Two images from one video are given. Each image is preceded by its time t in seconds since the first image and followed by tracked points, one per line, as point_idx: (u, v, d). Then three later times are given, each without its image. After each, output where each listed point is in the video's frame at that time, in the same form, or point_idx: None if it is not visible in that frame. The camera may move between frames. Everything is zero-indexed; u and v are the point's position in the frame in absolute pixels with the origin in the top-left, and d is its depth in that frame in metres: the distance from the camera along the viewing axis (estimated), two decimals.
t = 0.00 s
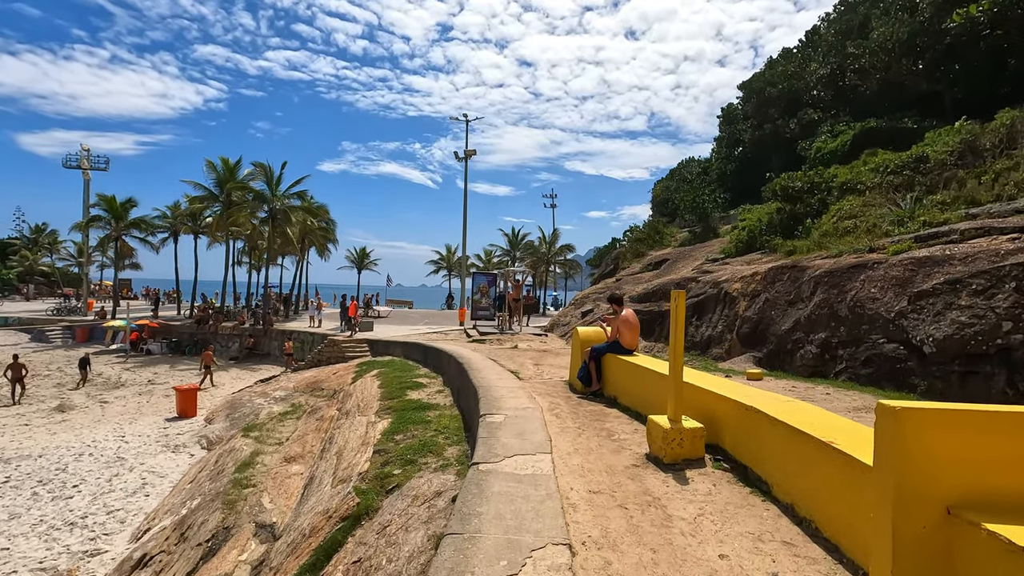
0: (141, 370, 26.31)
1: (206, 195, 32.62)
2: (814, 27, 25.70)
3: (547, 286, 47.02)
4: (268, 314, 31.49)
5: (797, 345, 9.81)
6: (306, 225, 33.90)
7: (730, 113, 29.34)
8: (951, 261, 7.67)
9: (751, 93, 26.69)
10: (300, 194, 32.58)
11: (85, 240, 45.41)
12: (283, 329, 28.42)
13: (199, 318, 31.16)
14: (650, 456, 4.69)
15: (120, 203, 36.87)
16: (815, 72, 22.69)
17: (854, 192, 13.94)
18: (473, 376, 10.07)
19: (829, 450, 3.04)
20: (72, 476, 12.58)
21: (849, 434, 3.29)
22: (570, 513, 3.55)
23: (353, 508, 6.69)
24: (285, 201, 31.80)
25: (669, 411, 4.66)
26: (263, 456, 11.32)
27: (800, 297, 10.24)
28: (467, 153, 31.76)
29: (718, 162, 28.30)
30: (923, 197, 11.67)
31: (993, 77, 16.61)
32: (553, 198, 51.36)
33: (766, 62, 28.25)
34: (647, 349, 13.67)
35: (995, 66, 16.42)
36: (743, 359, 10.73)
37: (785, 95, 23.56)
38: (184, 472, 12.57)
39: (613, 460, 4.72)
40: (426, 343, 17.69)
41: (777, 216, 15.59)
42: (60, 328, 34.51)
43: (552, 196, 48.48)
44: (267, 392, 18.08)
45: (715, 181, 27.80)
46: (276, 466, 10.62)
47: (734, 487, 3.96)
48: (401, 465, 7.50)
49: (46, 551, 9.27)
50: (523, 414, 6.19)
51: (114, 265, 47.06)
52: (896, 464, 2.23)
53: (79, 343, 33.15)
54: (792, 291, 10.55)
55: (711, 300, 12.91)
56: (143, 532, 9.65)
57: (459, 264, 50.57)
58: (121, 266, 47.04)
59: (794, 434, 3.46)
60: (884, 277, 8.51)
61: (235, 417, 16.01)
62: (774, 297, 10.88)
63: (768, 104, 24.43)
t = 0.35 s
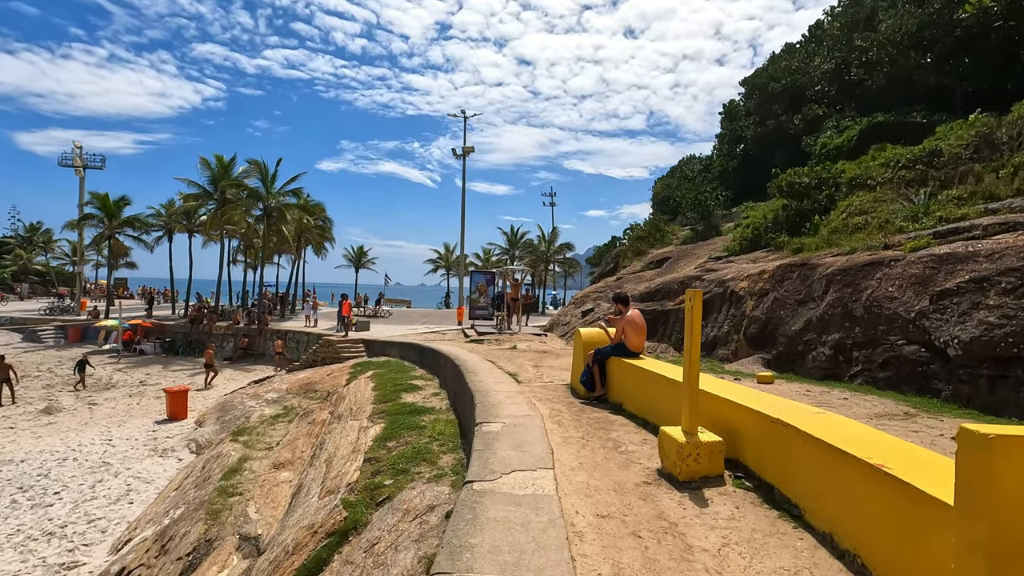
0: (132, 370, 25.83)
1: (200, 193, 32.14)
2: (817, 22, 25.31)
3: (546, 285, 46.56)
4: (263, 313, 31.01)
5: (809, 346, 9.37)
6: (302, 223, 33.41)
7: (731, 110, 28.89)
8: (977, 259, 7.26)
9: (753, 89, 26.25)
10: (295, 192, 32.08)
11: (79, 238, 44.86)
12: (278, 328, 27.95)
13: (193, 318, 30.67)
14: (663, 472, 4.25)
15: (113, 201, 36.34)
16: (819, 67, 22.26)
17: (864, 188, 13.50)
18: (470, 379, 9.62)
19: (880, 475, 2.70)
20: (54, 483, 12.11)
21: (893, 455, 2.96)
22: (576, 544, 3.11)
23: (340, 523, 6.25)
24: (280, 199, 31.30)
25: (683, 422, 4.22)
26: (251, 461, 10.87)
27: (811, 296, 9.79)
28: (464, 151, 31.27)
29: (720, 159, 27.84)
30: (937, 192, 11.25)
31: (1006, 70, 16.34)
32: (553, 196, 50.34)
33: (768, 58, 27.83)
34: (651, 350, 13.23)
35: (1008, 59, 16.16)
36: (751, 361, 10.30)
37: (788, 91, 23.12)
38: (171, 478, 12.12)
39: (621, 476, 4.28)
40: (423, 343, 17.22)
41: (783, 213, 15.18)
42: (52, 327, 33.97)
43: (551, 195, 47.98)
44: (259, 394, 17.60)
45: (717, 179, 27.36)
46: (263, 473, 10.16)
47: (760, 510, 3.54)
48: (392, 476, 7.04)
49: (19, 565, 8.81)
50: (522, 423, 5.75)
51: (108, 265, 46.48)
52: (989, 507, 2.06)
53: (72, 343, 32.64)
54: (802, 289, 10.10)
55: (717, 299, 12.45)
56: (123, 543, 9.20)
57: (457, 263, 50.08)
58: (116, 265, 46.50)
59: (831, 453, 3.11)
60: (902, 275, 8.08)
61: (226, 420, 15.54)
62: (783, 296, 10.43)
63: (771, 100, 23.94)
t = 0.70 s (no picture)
0: (126, 370, 25.42)
1: (196, 189, 31.70)
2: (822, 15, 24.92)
3: (546, 283, 46.18)
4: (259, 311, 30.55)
5: (823, 347, 8.93)
6: (299, 220, 32.97)
7: (734, 105, 28.43)
8: (1008, 255, 6.84)
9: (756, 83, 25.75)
10: (292, 188, 31.63)
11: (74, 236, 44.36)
12: (274, 327, 27.51)
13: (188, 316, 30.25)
14: (680, 493, 3.80)
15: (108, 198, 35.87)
16: (825, 60, 21.79)
17: (876, 182, 13.06)
18: (467, 381, 9.17)
19: (954, 514, 2.30)
20: (37, 488, 11.69)
21: (959, 486, 2.56)
22: None
23: (326, 540, 5.80)
24: (276, 195, 30.82)
25: (703, 438, 3.77)
26: (240, 467, 10.45)
27: (825, 294, 9.34)
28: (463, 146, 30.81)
29: (722, 154, 27.34)
30: (954, 185, 10.81)
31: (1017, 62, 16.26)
32: (553, 194, 50.51)
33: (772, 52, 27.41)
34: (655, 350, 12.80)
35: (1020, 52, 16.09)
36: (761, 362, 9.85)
37: (793, 85, 22.65)
38: (158, 483, 11.69)
39: (632, 497, 3.83)
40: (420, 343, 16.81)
41: (791, 209, 14.70)
42: (45, 326, 33.52)
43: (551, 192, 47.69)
44: (253, 394, 17.17)
45: (720, 175, 26.86)
46: (252, 480, 9.73)
47: (795, 541, 3.11)
48: (383, 487, 6.60)
49: None
50: (523, 432, 5.30)
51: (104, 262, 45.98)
52: None
53: (66, 342, 32.23)
54: (814, 287, 9.65)
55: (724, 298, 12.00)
56: (104, 555, 8.77)
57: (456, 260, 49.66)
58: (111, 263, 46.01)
59: (884, 481, 2.70)
60: (926, 272, 7.64)
61: (217, 421, 15.12)
62: (795, 294, 9.96)
63: (775, 94, 23.42)
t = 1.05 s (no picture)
0: (117, 369, 24.97)
1: (189, 186, 31.23)
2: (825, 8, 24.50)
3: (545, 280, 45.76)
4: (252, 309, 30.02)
5: (835, 347, 8.50)
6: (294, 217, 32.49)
7: (736, 100, 28.01)
8: None
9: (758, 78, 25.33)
10: (286, 184, 31.16)
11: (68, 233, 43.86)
12: (268, 326, 27.05)
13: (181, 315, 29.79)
14: (693, 514, 3.37)
15: (101, 194, 35.37)
16: (828, 53, 21.36)
17: (886, 176, 12.62)
18: (461, 383, 8.72)
19: None
20: (15, 493, 11.25)
21: None
22: None
23: (305, 556, 5.37)
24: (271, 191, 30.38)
25: (719, 452, 3.34)
26: (225, 471, 10.01)
27: (836, 291, 8.89)
28: (461, 142, 30.35)
29: (724, 151, 26.90)
30: (969, 178, 10.41)
31: None
32: (553, 191, 50.12)
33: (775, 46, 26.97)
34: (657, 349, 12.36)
35: None
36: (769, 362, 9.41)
37: (797, 79, 22.22)
38: (142, 488, 11.25)
39: (639, 518, 3.40)
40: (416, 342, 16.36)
41: (797, 203, 14.19)
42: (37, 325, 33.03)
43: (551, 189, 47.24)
44: (244, 395, 16.72)
45: (721, 171, 26.41)
46: (237, 485, 9.29)
47: None
48: (369, 496, 6.17)
49: None
50: (518, 440, 4.87)
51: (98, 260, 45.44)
52: None
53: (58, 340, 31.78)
54: (825, 285, 9.21)
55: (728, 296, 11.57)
56: (78, 565, 8.34)
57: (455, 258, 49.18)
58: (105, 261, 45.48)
59: (944, 513, 2.29)
60: (946, 268, 7.21)
61: (206, 423, 14.68)
62: (804, 292, 9.51)
63: (778, 88, 22.98)
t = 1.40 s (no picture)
0: (107, 368, 24.48)
1: (180, 182, 30.71)
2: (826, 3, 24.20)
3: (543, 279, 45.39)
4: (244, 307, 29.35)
5: (846, 349, 8.09)
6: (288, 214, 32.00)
7: (736, 96, 27.63)
8: None
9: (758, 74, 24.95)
10: (280, 180, 30.67)
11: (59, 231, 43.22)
12: (261, 324, 26.59)
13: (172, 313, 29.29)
14: (712, 544, 2.96)
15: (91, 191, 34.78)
16: (831, 47, 20.99)
17: (894, 171, 12.24)
18: (454, 387, 8.29)
19: None
20: None
21: None
22: None
23: None
24: (264, 188, 29.88)
25: (742, 475, 2.93)
26: (208, 478, 9.58)
27: (847, 290, 8.48)
28: (457, 138, 29.90)
29: (723, 148, 26.50)
30: (983, 173, 10.05)
31: None
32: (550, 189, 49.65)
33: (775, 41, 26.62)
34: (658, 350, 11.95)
35: None
36: (776, 364, 9.01)
37: (799, 74, 21.78)
38: (124, 495, 10.81)
39: (651, 549, 2.99)
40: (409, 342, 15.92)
41: (802, 200, 13.79)
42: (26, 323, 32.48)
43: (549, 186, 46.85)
44: (233, 396, 16.27)
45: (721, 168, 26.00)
46: (220, 493, 8.86)
47: None
48: (355, 510, 5.73)
49: None
50: (514, 453, 4.46)
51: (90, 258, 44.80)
52: None
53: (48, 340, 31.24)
54: (834, 283, 8.79)
55: (732, 295, 11.16)
56: None
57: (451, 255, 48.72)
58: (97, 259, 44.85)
59: None
60: (966, 266, 6.82)
61: (193, 425, 14.23)
62: (813, 291, 9.10)
63: (780, 83, 22.54)
